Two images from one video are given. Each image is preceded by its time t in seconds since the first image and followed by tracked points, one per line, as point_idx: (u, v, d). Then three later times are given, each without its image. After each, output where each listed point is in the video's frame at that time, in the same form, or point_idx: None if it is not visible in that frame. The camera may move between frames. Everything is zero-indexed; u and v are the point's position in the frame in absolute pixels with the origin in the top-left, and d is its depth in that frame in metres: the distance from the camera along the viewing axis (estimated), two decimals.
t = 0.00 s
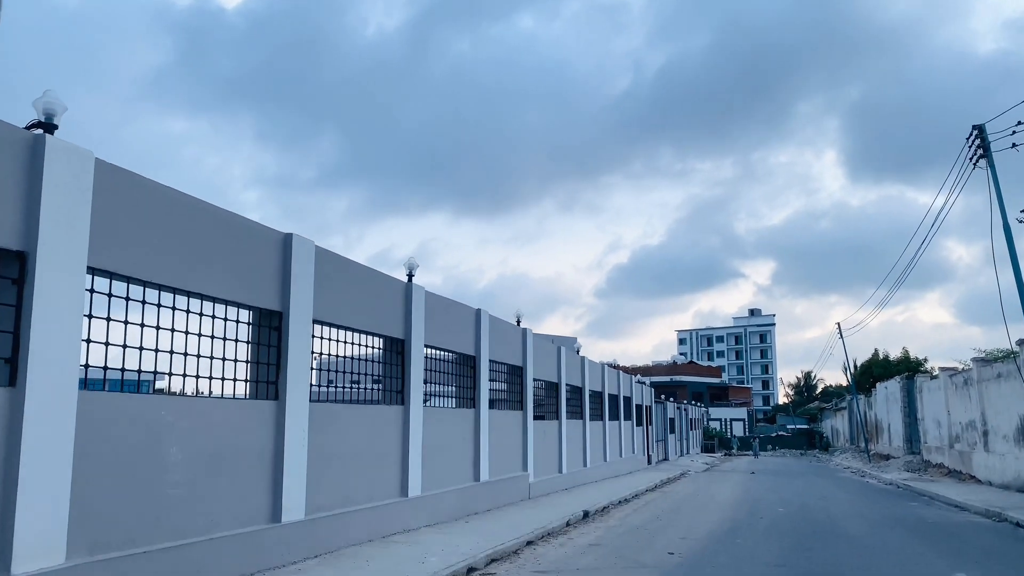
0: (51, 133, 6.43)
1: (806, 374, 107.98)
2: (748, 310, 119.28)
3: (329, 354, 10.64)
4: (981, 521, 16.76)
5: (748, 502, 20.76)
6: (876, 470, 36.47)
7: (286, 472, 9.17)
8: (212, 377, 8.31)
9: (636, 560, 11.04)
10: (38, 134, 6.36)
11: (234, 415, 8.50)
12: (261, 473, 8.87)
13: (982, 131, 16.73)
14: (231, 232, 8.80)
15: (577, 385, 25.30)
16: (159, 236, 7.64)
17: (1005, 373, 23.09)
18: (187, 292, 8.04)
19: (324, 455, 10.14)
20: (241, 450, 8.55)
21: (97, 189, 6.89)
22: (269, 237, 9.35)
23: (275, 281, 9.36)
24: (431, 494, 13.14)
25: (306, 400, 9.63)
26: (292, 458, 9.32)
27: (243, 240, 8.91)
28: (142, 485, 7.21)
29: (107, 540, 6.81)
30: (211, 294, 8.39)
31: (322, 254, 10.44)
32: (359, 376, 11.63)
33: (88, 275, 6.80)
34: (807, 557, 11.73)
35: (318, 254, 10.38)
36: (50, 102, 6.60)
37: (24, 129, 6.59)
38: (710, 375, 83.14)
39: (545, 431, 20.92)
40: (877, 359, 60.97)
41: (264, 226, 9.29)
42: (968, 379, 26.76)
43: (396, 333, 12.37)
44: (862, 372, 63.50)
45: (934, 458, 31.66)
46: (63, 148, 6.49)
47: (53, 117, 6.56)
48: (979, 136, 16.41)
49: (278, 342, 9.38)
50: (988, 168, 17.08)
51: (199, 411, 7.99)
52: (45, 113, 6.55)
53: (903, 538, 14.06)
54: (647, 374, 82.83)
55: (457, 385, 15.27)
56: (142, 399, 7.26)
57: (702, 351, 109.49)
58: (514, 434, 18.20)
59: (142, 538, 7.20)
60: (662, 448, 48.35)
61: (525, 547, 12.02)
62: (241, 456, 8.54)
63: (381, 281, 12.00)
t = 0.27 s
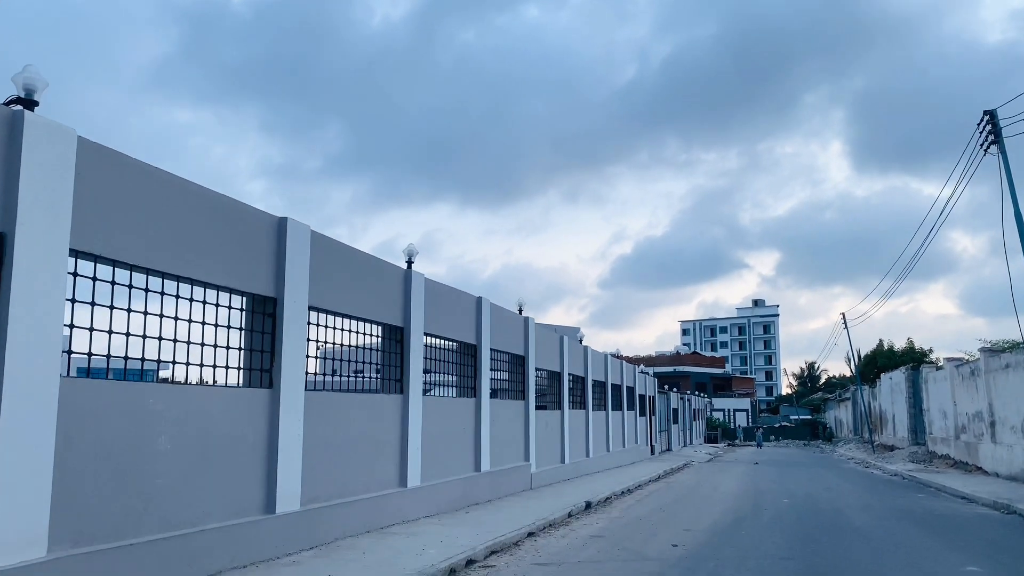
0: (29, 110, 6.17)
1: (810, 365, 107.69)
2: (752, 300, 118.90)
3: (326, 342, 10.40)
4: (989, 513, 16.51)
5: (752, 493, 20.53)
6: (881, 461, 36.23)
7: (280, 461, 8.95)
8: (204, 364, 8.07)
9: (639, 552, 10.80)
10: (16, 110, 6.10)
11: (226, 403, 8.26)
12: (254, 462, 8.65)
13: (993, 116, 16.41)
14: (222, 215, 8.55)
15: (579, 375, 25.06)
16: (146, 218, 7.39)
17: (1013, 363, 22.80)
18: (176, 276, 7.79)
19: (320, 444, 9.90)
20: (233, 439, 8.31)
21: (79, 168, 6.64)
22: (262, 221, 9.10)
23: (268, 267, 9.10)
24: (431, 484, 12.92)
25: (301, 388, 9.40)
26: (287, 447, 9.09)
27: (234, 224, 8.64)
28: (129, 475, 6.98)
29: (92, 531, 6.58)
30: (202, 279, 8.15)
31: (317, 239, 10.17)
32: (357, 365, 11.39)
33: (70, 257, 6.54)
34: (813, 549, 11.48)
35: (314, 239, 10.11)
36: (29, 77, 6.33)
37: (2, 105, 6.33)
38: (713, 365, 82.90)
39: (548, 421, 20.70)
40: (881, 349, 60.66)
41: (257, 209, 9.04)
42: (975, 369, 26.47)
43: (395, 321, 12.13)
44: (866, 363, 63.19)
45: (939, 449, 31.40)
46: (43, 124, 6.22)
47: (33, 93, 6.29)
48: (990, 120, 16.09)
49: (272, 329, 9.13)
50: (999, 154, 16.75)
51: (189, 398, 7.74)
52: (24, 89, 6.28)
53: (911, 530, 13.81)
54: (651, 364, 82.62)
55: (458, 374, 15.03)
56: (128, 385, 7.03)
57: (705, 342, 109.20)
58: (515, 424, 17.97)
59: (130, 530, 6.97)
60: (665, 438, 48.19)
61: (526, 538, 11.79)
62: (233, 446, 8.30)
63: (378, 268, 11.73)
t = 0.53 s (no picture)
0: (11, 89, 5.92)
1: (819, 362, 107.05)
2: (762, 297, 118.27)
3: (327, 334, 10.13)
4: (1005, 515, 16.14)
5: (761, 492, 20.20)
6: (892, 460, 35.80)
7: (276, 457, 8.70)
8: (198, 356, 7.83)
9: (645, 553, 10.52)
10: None
11: (220, 397, 8.02)
12: (250, 458, 8.40)
13: (1013, 108, 16.02)
14: (219, 203, 8.29)
15: (587, 371, 24.78)
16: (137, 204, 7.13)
17: None
18: (168, 265, 7.54)
19: (319, 440, 9.66)
20: (227, 434, 8.07)
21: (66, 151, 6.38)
22: (260, 209, 8.84)
23: (266, 257, 8.85)
24: (434, 481, 12.67)
25: (299, 382, 9.14)
26: (284, 443, 8.84)
27: (229, 212, 8.40)
28: (117, 471, 6.75)
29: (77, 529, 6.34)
30: (196, 269, 7.89)
31: (318, 229, 9.92)
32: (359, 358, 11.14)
33: (55, 244, 6.29)
34: (825, 552, 11.17)
35: (314, 229, 9.86)
36: (13, 54, 6.08)
37: None
38: (722, 362, 82.45)
39: (555, 417, 20.43)
40: (893, 347, 60.10)
41: (255, 197, 8.78)
42: (990, 368, 26.03)
43: (398, 314, 11.85)
44: (877, 361, 62.62)
45: (952, 449, 30.97)
46: (26, 104, 5.98)
47: (17, 72, 6.05)
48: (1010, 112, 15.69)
49: (270, 320, 8.88)
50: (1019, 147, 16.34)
51: (181, 391, 7.50)
52: (8, 67, 6.03)
53: (925, 532, 13.47)
54: (659, 361, 82.24)
55: (463, 368, 14.76)
56: (117, 377, 6.78)
57: (714, 339, 108.69)
58: (522, 420, 17.70)
59: (118, 527, 6.74)
60: (674, 435, 47.89)
61: (530, 537, 11.52)
62: (228, 441, 8.07)
63: (381, 259, 11.47)
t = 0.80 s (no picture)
0: None
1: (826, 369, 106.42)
2: (769, 303, 117.72)
3: (324, 334, 9.87)
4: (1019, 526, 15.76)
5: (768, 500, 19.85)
6: (900, 469, 35.39)
7: (269, 459, 8.44)
8: (190, 354, 7.56)
9: (649, 562, 10.21)
10: None
11: (210, 396, 7.76)
12: (241, 459, 8.15)
13: None
14: (210, 196, 8.06)
15: (591, 375, 24.47)
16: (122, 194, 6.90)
17: None
18: (155, 258, 7.31)
19: (314, 442, 9.39)
20: (217, 435, 7.81)
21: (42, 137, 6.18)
22: (254, 204, 8.60)
23: (260, 253, 8.60)
24: (433, 485, 12.40)
25: (294, 381, 8.88)
26: (277, 444, 8.57)
27: (220, 206, 8.16)
28: (100, 471, 6.49)
29: (56, 532, 6.09)
30: (184, 263, 7.66)
31: (315, 226, 9.67)
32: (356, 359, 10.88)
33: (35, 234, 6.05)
34: (835, 562, 10.84)
35: (311, 225, 9.61)
36: None
37: None
38: (728, 369, 81.99)
39: (558, 422, 20.15)
40: (901, 355, 59.59)
41: (248, 191, 8.55)
42: (1001, 376, 25.62)
43: (398, 314, 11.59)
44: (886, 368, 62.11)
45: (962, 457, 30.56)
46: (5, 88, 5.74)
47: None
48: None
49: (264, 318, 8.63)
50: None
51: (171, 390, 7.24)
52: None
53: (936, 543, 13.12)
54: (665, 366, 81.85)
55: (464, 370, 14.49)
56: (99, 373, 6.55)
57: (721, 345, 108.17)
58: (525, 424, 17.43)
59: (100, 530, 6.47)
60: (680, 441, 47.56)
61: (531, 544, 11.23)
62: (217, 442, 7.81)
63: (380, 258, 11.22)
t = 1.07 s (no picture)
0: None
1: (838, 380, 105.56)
2: (780, 312, 116.91)
3: (325, 339, 9.62)
4: None
5: (779, 513, 19.47)
6: (913, 481, 34.86)
7: (266, 468, 8.19)
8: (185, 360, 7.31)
9: None
10: None
11: (205, 403, 7.51)
12: (236, 468, 7.89)
13: None
14: (208, 196, 7.82)
15: (600, 383, 24.16)
16: (115, 193, 6.66)
17: None
18: (150, 260, 7.05)
19: (312, 451, 9.13)
20: (211, 442, 7.56)
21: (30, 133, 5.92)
22: (253, 205, 8.36)
23: (259, 255, 8.36)
24: (436, 495, 12.13)
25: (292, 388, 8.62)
26: (274, 453, 8.32)
27: (219, 207, 7.93)
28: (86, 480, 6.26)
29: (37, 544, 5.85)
30: (181, 265, 7.40)
31: (316, 228, 9.44)
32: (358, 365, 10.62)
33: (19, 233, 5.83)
34: None
35: (312, 227, 9.37)
36: None
37: None
38: (739, 378, 81.39)
39: (566, 431, 19.84)
40: (915, 365, 58.94)
41: (248, 192, 8.31)
42: (1019, 388, 25.14)
43: (401, 319, 11.34)
44: (899, 379, 61.44)
45: (977, 471, 30.02)
46: None
47: None
48: None
49: (262, 323, 8.38)
50: None
51: (162, 396, 7.00)
52: None
53: (954, 560, 12.74)
54: (675, 375, 81.33)
55: (469, 378, 14.23)
56: (87, 379, 6.30)
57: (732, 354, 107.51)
58: (531, 433, 17.13)
59: (85, 542, 6.23)
60: (689, 451, 47.09)
61: (536, 557, 10.93)
62: (211, 450, 7.56)
63: (384, 262, 10.97)
